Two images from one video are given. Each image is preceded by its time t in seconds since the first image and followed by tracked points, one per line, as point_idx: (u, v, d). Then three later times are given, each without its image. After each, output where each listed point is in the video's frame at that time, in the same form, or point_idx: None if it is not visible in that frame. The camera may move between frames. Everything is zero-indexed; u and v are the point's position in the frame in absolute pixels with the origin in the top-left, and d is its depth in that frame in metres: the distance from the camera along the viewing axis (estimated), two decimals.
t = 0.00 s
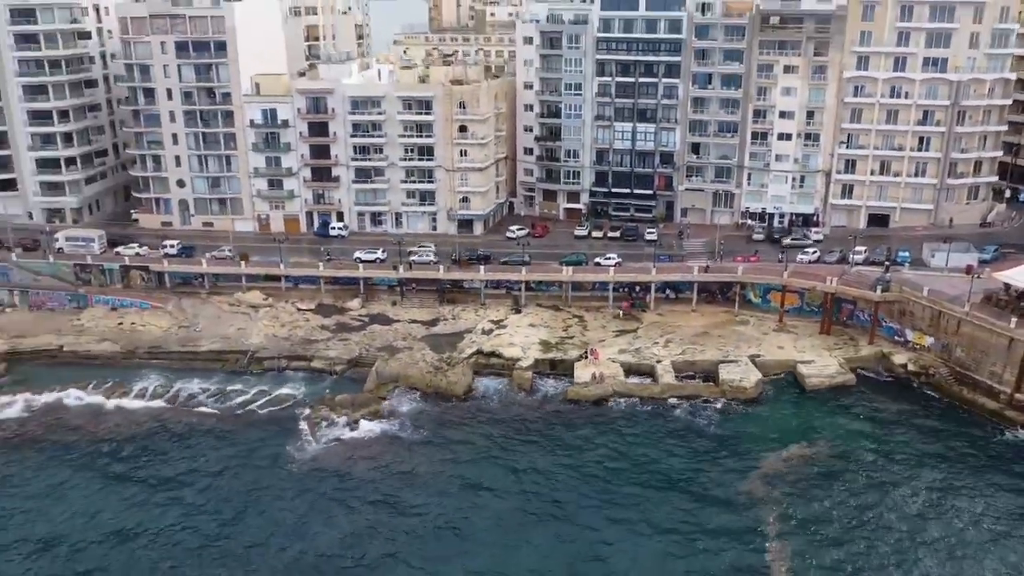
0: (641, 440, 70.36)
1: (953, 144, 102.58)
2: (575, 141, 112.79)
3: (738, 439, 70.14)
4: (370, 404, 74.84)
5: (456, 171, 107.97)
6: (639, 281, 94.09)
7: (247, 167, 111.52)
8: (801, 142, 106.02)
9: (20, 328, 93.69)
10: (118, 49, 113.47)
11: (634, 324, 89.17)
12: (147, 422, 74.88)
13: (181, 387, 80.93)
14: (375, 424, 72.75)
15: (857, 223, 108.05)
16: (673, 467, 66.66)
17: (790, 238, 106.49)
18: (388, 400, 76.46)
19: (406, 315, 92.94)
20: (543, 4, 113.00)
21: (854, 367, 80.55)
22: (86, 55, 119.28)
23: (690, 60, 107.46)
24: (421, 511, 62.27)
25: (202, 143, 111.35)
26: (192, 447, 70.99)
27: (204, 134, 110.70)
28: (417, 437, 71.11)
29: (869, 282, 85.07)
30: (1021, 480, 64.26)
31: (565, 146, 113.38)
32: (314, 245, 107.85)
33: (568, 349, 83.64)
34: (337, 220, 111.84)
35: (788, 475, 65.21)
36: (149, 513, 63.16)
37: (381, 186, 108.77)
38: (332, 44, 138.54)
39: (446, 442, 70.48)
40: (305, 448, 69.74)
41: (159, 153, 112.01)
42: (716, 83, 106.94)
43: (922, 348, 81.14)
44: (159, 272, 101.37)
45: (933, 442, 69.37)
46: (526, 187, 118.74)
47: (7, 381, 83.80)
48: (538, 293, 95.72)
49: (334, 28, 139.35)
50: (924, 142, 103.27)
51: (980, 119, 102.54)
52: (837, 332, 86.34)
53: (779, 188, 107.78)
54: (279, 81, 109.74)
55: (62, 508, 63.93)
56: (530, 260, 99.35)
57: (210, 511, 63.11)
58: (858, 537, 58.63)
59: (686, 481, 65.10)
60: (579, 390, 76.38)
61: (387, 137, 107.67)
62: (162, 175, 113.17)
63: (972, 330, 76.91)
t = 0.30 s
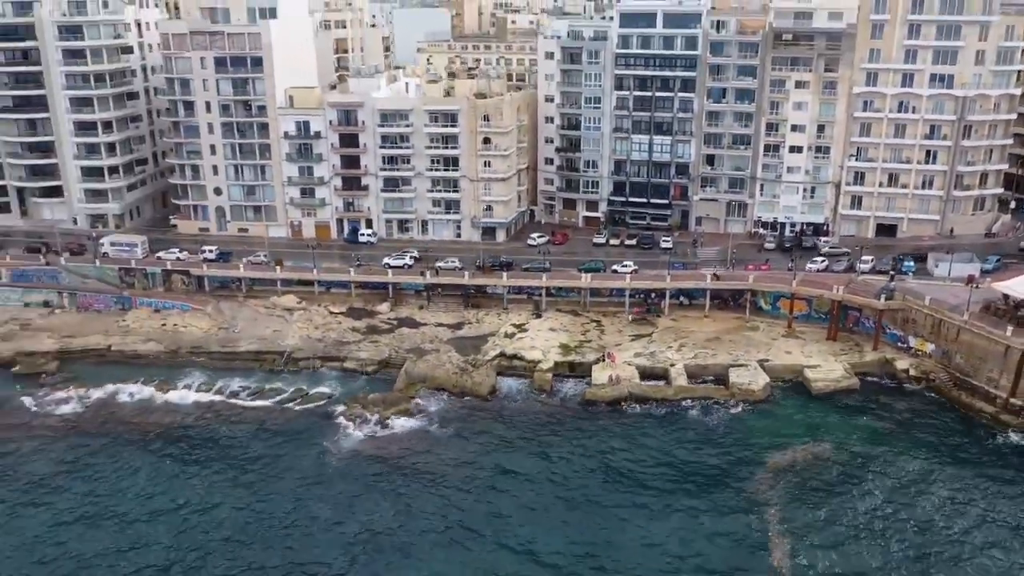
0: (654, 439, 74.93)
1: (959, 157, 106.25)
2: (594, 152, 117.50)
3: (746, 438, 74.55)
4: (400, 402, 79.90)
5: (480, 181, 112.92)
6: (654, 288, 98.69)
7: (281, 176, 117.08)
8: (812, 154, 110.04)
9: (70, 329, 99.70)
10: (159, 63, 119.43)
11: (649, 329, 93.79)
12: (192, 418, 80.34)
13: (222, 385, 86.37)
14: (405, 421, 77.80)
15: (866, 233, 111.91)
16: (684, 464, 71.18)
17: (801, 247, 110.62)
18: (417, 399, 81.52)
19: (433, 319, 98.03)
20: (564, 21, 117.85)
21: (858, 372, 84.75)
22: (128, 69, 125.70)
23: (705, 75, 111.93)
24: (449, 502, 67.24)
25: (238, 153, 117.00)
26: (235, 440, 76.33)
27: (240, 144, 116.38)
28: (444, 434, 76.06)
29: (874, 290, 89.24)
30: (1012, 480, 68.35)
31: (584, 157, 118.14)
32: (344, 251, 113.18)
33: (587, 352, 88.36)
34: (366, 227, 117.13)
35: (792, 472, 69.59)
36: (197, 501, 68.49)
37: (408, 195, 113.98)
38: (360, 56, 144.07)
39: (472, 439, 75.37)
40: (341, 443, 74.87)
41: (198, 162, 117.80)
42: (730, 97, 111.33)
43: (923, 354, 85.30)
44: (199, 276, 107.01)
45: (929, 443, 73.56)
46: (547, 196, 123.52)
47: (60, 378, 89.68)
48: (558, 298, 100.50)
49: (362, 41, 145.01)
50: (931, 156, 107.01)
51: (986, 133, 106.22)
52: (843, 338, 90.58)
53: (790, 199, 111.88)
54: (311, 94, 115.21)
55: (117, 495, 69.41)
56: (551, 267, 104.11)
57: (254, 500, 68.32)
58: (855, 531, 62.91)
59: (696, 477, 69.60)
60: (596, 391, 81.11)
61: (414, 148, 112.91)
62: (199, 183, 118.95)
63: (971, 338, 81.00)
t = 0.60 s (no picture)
0: (669, 437, 79.69)
1: (967, 170, 109.96)
2: (614, 162, 122.27)
3: (755, 438, 79.13)
4: (430, 401, 85.10)
5: (504, 190, 117.96)
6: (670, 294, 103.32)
7: (314, 185, 122.75)
8: (824, 165, 114.11)
9: (117, 329, 105.71)
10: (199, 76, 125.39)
11: (664, 333, 98.47)
12: (235, 414, 85.98)
13: (262, 384, 91.93)
14: (434, 419, 82.99)
15: (876, 242, 115.92)
16: (696, 461, 75.85)
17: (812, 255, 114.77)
18: (445, 398, 86.70)
19: (459, 322, 103.25)
20: (586, 36, 122.63)
21: (864, 376, 88.99)
22: (169, 80, 132.08)
23: (721, 89, 116.34)
24: (475, 494, 72.28)
25: (274, 162, 122.75)
26: (276, 435, 81.81)
27: (276, 153, 122.08)
28: (471, 431, 81.19)
29: (881, 299, 93.41)
30: (1006, 480, 72.50)
31: (604, 167, 122.94)
32: (374, 256, 118.65)
33: (605, 355, 93.17)
34: (395, 233, 122.57)
35: (797, 470, 74.08)
36: (242, 491, 74.00)
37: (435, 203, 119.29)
38: (388, 67, 149.51)
39: (497, 436, 80.45)
40: (375, 438, 80.23)
41: (235, 170, 123.67)
42: (745, 111, 115.65)
43: (927, 359, 89.49)
44: (237, 279, 112.80)
45: (930, 444, 77.75)
46: (568, 203, 128.40)
47: (110, 375, 95.71)
48: (578, 303, 105.34)
49: (391, 52, 150.43)
50: (940, 168, 110.75)
51: (994, 146, 109.82)
52: (851, 343, 94.88)
53: (803, 208, 116.06)
54: (343, 106, 120.69)
55: (169, 485, 75.15)
56: (571, 272, 108.98)
57: (295, 490, 73.74)
58: (855, 525, 67.39)
59: (707, 472, 74.30)
60: (614, 392, 85.93)
61: (441, 158, 118.13)
62: (237, 190, 124.73)
63: (971, 345, 85.14)
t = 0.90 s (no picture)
0: (682, 436, 84.13)
1: (975, 180, 113.40)
2: (632, 171, 126.70)
3: (764, 437, 83.41)
4: (456, 400, 89.97)
5: (526, 198, 122.64)
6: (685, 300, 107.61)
7: (344, 192, 127.99)
8: (835, 176, 117.95)
9: (157, 329, 111.49)
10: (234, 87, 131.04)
11: (679, 337, 102.79)
12: (272, 410, 91.27)
13: (296, 382, 97.19)
14: (460, 417, 87.82)
15: (887, 250, 119.55)
16: (707, 458, 80.26)
17: (824, 262, 118.61)
18: (470, 397, 91.51)
19: (483, 325, 108.10)
20: (605, 49, 127.06)
21: (871, 380, 92.93)
22: (205, 91, 137.74)
23: (736, 102, 120.43)
24: (499, 487, 76.91)
25: (305, 170, 128.08)
26: (310, 431, 86.91)
27: (307, 161, 127.40)
28: (495, 428, 85.95)
29: (888, 306, 97.27)
30: (1002, 479, 76.35)
31: (623, 176, 127.39)
32: (401, 260, 123.70)
33: (622, 357, 97.67)
34: (420, 239, 127.60)
35: (804, 469, 78.17)
36: (280, 481, 79.07)
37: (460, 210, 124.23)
38: (414, 77, 154.57)
39: (520, 433, 85.15)
40: (404, 434, 85.18)
41: (268, 178, 129.17)
42: (759, 123, 119.65)
43: (931, 364, 93.32)
44: (270, 282, 118.14)
45: (930, 445, 81.64)
46: (587, 211, 132.90)
47: (152, 373, 101.32)
48: (597, 307, 109.87)
49: (417, 63, 155.56)
50: (948, 179, 114.26)
51: (1001, 158, 113.13)
52: (859, 348, 98.78)
53: (814, 217, 119.93)
54: (372, 117, 125.79)
55: (212, 475, 80.46)
56: (590, 278, 113.51)
57: (330, 481, 78.81)
58: (856, 520, 71.55)
59: (717, 469, 78.69)
60: (631, 392, 90.41)
61: (466, 167, 122.96)
62: (269, 197, 130.16)
63: (974, 350, 88.91)
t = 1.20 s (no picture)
0: (691, 435, 87.51)
1: (980, 189, 116.07)
2: (645, 178, 130.07)
3: (770, 437, 86.66)
4: (474, 399, 93.67)
5: (541, 204, 126.24)
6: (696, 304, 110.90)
7: (364, 197, 131.97)
8: (843, 183, 120.93)
9: (186, 329, 115.89)
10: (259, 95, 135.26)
11: (689, 340, 106.13)
12: (297, 408, 95.28)
13: (320, 381, 101.18)
14: (478, 416, 91.51)
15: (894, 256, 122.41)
16: (715, 456, 83.62)
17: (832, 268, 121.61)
18: (488, 397, 95.18)
19: (499, 327, 111.79)
20: (619, 58, 130.45)
21: (875, 383, 96.00)
22: (230, 98, 142.09)
23: (746, 111, 123.60)
24: (515, 483, 80.51)
25: (327, 176, 132.14)
26: (335, 428, 90.82)
27: (329, 167, 131.42)
28: (512, 427, 89.56)
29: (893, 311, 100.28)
30: (1000, 480, 79.31)
31: (636, 182, 130.76)
32: (420, 264, 127.55)
33: (634, 359, 101.12)
34: (439, 243, 131.44)
35: (808, 468, 81.41)
36: (306, 475, 82.94)
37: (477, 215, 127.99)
38: (432, 84, 158.41)
39: (535, 432, 88.73)
40: (425, 432, 88.91)
41: (291, 183, 133.34)
42: (769, 131, 122.79)
43: (934, 368, 96.33)
44: (294, 285, 122.21)
45: (933, 448, 84.52)
46: (601, 216, 136.36)
47: (182, 372, 105.64)
48: (610, 310, 113.34)
49: (435, 71, 159.43)
50: (954, 187, 116.96)
51: (1006, 166, 115.77)
52: (864, 352, 101.88)
53: (823, 224, 122.95)
54: (392, 124, 129.68)
55: (242, 468, 84.46)
56: (604, 281, 116.95)
57: (354, 475, 82.64)
58: (857, 517, 74.72)
59: (725, 466, 82.00)
60: (642, 393, 93.84)
61: (483, 174, 126.71)
62: (292, 201, 134.37)
63: (975, 355, 91.96)
